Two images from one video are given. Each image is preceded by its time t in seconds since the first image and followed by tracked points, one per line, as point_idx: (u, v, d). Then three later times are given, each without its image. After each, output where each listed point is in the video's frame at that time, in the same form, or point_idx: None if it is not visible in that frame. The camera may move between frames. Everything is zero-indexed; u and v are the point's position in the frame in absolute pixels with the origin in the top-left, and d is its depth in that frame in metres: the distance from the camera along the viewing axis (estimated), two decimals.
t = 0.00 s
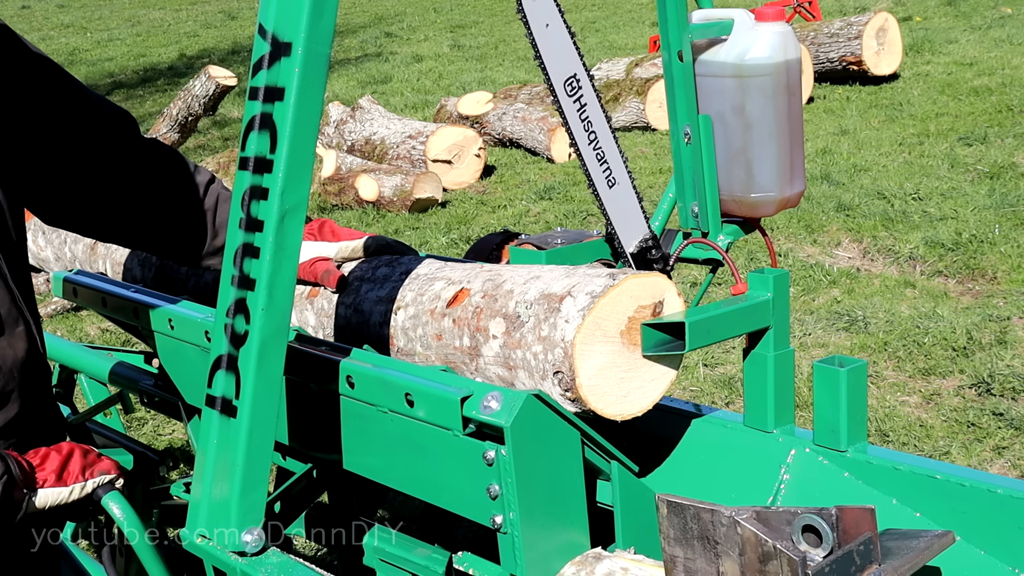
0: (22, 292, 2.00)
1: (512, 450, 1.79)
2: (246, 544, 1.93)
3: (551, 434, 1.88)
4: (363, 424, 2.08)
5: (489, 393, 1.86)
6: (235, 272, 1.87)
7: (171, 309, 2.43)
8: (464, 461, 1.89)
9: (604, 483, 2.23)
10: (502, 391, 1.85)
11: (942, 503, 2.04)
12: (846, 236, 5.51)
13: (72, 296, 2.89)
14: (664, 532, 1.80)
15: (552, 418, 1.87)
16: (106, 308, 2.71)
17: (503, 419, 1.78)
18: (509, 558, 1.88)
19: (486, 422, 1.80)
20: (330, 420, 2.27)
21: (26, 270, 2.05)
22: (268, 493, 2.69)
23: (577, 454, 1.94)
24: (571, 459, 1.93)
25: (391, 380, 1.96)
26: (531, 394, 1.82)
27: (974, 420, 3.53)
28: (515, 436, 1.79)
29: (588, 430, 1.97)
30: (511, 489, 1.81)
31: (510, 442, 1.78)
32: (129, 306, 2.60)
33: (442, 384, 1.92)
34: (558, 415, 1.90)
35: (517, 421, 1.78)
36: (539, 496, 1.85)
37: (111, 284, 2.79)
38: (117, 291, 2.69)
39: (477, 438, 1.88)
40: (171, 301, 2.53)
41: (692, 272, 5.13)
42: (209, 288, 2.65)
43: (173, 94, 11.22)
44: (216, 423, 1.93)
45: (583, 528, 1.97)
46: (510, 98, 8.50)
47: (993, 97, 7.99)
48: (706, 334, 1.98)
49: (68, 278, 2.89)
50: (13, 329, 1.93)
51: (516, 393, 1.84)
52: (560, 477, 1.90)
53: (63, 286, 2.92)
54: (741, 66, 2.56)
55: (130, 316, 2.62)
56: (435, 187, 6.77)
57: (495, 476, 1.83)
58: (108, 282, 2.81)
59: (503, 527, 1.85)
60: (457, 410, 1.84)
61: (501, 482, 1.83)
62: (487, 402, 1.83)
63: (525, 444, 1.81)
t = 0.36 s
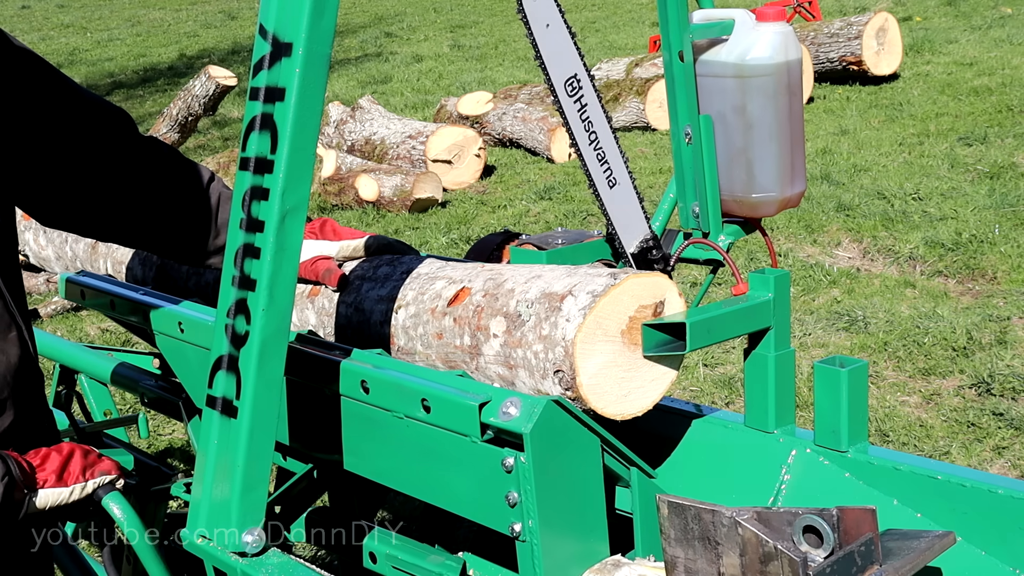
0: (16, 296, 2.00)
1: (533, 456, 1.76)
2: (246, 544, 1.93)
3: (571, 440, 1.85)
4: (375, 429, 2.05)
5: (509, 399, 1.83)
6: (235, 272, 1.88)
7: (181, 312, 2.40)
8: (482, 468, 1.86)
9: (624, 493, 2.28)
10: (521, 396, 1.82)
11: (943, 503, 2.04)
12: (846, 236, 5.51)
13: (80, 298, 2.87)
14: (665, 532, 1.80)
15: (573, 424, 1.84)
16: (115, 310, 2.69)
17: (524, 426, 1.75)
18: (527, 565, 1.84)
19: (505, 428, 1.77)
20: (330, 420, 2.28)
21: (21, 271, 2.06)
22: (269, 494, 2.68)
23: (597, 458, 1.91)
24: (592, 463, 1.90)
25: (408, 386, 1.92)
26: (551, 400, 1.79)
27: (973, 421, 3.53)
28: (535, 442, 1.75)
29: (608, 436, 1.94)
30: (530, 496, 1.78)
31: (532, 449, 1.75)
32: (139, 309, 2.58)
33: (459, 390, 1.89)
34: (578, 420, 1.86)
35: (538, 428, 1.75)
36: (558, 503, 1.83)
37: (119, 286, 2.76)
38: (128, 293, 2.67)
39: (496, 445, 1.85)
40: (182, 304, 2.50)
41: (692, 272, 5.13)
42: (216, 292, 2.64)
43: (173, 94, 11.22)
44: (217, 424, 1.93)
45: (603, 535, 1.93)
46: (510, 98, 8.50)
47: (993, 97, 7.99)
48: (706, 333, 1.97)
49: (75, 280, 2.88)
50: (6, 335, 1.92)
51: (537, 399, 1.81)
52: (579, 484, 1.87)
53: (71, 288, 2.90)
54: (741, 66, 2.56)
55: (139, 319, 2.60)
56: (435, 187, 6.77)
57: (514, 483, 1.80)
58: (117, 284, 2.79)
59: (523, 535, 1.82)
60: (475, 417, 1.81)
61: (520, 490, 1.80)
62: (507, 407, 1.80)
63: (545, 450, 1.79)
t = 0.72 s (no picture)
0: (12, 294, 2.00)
1: (550, 461, 1.73)
2: (246, 544, 1.93)
3: (587, 444, 1.82)
4: (385, 431, 2.02)
5: (525, 404, 1.80)
6: (235, 272, 1.87)
7: (188, 314, 2.37)
8: (499, 473, 1.83)
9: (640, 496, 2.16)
10: (537, 400, 1.79)
11: (942, 503, 2.04)
12: (846, 236, 5.51)
13: (85, 298, 2.85)
14: (665, 532, 1.81)
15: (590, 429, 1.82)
16: (121, 312, 2.67)
17: (541, 431, 1.72)
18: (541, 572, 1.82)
19: (521, 432, 1.74)
20: (330, 421, 2.27)
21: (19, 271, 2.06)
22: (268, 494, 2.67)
23: (614, 463, 1.88)
24: (609, 467, 1.87)
25: (422, 389, 1.89)
26: (568, 404, 1.77)
27: (974, 421, 3.53)
28: (552, 447, 1.73)
29: (625, 442, 1.91)
30: (548, 502, 1.75)
31: (549, 454, 1.73)
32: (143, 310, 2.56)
33: (472, 394, 1.87)
34: (595, 424, 1.84)
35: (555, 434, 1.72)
36: (575, 509, 1.80)
37: (124, 287, 2.75)
38: (133, 294, 2.65)
39: (512, 450, 1.82)
40: (189, 305, 2.47)
41: (692, 272, 5.13)
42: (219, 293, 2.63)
43: (173, 95, 11.22)
44: (216, 424, 1.93)
45: (619, 541, 1.90)
46: (510, 98, 8.50)
47: (993, 97, 7.99)
48: (706, 333, 1.97)
49: (80, 280, 2.86)
50: (3, 330, 1.91)
51: (553, 403, 1.78)
52: (596, 489, 1.84)
53: (76, 288, 2.89)
54: (741, 66, 2.56)
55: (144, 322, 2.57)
56: (435, 187, 6.77)
57: (530, 489, 1.78)
58: (122, 285, 2.77)
59: (539, 542, 1.79)
60: (491, 421, 1.78)
61: (537, 496, 1.77)
62: (523, 412, 1.77)
63: (562, 455, 1.76)
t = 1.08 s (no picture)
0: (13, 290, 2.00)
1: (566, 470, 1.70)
2: (246, 544, 1.93)
3: (604, 451, 1.79)
4: (393, 435, 2.01)
5: (540, 409, 1.78)
6: (235, 272, 1.87)
7: (196, 316, 2.34)
8: (514, 480, 1.80)
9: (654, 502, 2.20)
10: (553, 406, 1.77)
11: (943, 503, 2.04)
12: (846, 236, 5.51)
13: (92, 299, 2.85)
14: (665, 533, 1.83)
15: (606, 434, 1.79)
16: (127, 313, 2.66)
17: (555, 438, 1.70)
18: None
19: (536, 439, 1.72)
20: (329, 421, 2.27)
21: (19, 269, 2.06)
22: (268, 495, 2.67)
23: (631, 470, 1.84)
24: (626, 474, 1.84)
25: (436, 395, 1.87)
26: (584, 410, 1.74)
27: (974, 421, 3.53)
28: (567, 454, 1.70)
29: (643, 449, 1.87)
30: (563, 510, 1.73)
31: (564, 461, 1.70)
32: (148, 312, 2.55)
33: (486, 399, 1.84)
34: (611, 430, 1.81)
35: (570, 440, 1.69)
36: (592, 515, 1.77)
37: (131, 289, 2.73)
38: (138, 296, 2.64)
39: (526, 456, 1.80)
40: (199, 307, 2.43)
41: (692, 272, 5.13)
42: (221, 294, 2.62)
43: (173, 94, 11.22)
44: (217, 424, 1.93)
45: (637, 551, 1.86)
46: (510, 98, 8.49)
47: (993, 97, 7.99)
48: (706, 333, 1.97)
49: (87, 283, 2.86)
50: (4, 327, 1.91)
51: (568, 409, 1.75)
52: (612, 496, 1.81)
53: (81, 290, 2.88)
54: (741, 66, 2.56)
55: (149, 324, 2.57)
56: (435, 187, 6.77)
57: (546, 496, 1.75)
58: (129, 287, 2.76)
59: (554, 549, 1.76)
60: (506, 426, 1.77)
61: (552, 504, 1.74)
62: (537, 418, 1.75)
63: (579, 462, 1.73)
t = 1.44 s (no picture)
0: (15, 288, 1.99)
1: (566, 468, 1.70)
2: (246, 544, 1.93)
3: (603, 450, 1.79)
4: (393, 435, 2.01)
5: (540, 408, 1.77)
6: (235, 272, 1.88)
7: (195, 316, 2.34)
8: (515, 479, 1.80)
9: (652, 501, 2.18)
10: (552, 405, 1.77)
11: (943, 503, 2.04)
12: (846, 236, 5.51)
13: (90, 299, 2.85)
14: (666, 532, 1.84)
15: (606, 434, 1.79)
16: (126, 313, 2.66)
17: (556, 437, 1.69)
18: None
19: (536, 438, 1.72)
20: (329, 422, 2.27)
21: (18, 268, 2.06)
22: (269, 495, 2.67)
23: (630, 468, 1.84)
24: (625, 473, 1.84)
25: (437, 394, 1.86)
26: (584, 410, 1.74)
27: (974, 420, 3.53)
28: (567, 453, 1.70)
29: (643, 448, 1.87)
30: (563, 509, 1.72)
31: (563, 459, 1.70)
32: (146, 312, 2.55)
33: (486, 398, 1.84)
34: (611, 430, 1.81)
35: (570, 439, 1.69)
36: (592, 514, 1.77)
37: (129, 289, 2.73)
38: (137, 295, 2.63)
39: (526, 455, 1.80)
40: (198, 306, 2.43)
41: (692, 272, 5.13)
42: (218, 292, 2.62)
43: (173, 94, 11.22)
44: (217, 424, 1.93)
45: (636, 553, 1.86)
46: (510, 98, 8.49)
47: (993, 97, 7.99)
48: (705, 335, 1.97)
49: (84, 283, 2.85)
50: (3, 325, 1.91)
51: (568, 408, 1.75)
52: (612, 497, 1.81)
53: (80, 290, 2.88)
54: (741, 66, 2.56)
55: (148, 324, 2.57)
56: (435, 187, 6.77)
57: (546, 495, 1.75)
58: (127, 287, 2.76)
59: (553, 548, 1.76)
60: (506, 425, 1.76)
61: (551, 502, 1.74)
62: (537, 417, 1.75)
63: (580, 461, 1.73)
